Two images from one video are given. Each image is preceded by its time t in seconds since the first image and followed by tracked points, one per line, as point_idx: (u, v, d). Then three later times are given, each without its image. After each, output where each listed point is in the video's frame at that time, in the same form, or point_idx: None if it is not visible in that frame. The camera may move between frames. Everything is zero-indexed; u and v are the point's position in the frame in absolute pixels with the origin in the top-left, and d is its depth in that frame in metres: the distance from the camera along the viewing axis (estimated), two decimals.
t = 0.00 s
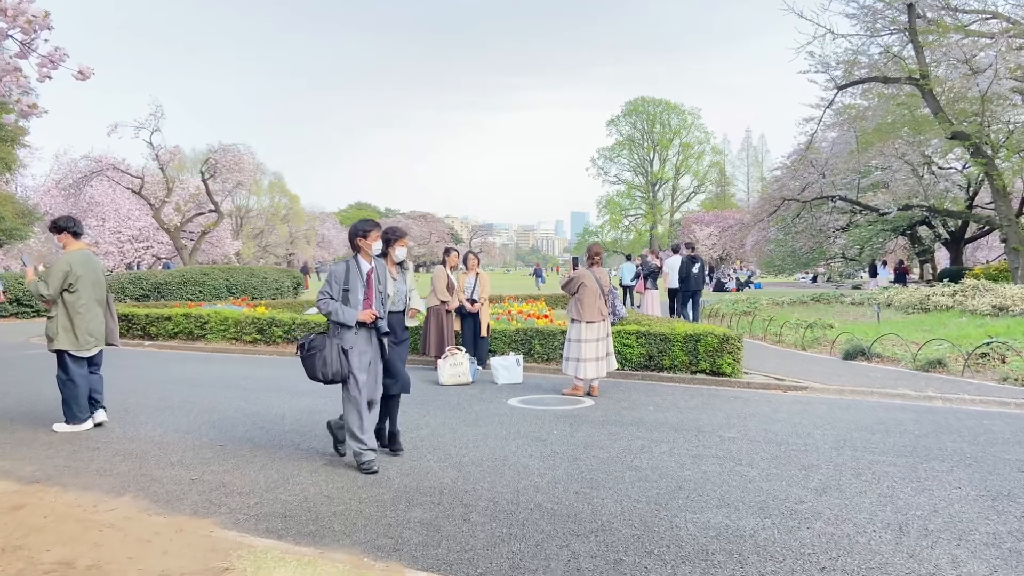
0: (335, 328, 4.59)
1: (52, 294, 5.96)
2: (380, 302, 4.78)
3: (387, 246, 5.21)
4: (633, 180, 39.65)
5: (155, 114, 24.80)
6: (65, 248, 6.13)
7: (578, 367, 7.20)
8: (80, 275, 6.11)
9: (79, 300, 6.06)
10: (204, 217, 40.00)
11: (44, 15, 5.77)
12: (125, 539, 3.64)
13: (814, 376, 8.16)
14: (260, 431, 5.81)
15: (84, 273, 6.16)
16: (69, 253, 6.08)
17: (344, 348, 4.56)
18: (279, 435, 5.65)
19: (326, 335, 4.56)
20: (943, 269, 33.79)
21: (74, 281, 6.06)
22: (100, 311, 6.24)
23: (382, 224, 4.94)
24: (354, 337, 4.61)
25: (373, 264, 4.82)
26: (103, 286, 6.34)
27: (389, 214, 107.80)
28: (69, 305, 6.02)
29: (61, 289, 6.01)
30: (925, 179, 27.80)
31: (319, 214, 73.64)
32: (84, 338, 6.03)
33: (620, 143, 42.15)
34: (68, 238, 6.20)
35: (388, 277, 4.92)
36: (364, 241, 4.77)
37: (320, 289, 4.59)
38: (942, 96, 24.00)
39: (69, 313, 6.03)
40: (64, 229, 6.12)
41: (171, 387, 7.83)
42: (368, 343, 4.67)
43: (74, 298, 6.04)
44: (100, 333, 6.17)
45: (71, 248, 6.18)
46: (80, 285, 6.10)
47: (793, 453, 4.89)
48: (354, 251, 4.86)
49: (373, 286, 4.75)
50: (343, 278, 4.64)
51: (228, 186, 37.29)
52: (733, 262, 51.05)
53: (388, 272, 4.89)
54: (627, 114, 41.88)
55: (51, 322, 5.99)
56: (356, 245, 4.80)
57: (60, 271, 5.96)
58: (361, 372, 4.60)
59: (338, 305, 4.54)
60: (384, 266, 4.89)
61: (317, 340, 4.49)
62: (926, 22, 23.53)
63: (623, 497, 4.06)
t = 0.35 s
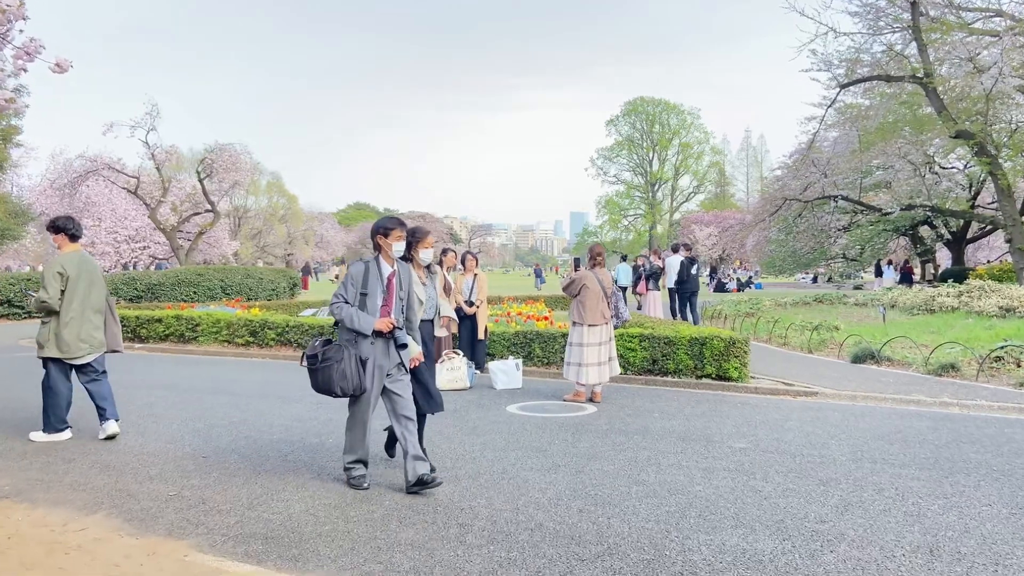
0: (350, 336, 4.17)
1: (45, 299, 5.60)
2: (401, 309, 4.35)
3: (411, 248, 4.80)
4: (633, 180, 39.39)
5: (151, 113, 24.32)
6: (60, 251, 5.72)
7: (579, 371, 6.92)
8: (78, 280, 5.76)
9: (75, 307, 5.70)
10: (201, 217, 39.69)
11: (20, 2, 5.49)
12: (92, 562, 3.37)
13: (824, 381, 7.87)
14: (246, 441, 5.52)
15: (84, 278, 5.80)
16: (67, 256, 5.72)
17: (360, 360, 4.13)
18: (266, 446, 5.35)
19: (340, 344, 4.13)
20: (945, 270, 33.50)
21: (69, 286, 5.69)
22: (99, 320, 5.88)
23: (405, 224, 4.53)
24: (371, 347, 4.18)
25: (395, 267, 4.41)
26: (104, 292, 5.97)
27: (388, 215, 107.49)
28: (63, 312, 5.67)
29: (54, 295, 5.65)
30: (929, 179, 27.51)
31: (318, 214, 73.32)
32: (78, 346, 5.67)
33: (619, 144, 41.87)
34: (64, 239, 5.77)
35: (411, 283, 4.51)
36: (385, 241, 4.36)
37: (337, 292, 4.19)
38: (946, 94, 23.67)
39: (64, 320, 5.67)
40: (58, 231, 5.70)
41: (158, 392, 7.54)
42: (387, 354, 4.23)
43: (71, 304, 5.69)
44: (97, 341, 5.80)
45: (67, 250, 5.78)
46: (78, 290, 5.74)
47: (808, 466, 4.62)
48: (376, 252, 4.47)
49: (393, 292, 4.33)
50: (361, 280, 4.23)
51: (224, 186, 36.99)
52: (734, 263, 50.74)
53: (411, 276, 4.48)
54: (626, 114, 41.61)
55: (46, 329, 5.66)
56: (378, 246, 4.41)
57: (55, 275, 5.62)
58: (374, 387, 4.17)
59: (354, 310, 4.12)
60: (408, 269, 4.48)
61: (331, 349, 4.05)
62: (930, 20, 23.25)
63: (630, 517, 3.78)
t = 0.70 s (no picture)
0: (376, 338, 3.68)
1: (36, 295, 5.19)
2: (432, 308, 3.83)
3: (442, 248, 4.22)
4: (631, 179, 39.06)
5: (144, 112, 23.97)
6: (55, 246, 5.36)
7: (578, 375, 6.62)
8: (74, 277, 5.36)
9: (69, 305, 5.28)
10: (197, 216, 39.35)
11: None
12: None
13: (832, 385, 7.57)
14: (223, 450, 5.21)
15: (81, 276, 5.42)
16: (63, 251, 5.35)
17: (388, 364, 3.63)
18: (244, 456, 5.04)
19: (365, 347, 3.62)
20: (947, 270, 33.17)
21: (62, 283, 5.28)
22: (95, 322, 5.46)
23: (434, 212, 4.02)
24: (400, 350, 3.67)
25: (424, 261, 3.89)
26: (101, 293, 5.57)
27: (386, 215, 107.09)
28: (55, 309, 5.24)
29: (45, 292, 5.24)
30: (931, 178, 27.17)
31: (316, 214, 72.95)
32: (73, 346, 5.24)
33: (618, 143, 41.56)
34: (59, 235, 5.41)
35: (442, 279, 3.99)
36: (413, 232, 3.85)
37: (359, 289, 3.70)
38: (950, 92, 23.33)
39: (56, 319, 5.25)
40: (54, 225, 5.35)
41: (137, 397, 7.22)
42: (417, 357, 3.73)
43: (67, 302, 5.28)
44: (93, 343, 5.37)
45: (62, 246, 5.41)
46: (75, 288, 5.35)
47: (823, 480, 4.32)
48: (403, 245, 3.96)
49: (423, 288, 3.82)
50: (386, 275, 3.73)
51: (219, 185, 36.64)
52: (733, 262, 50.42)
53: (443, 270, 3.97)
54: (625, 113, 41.29)
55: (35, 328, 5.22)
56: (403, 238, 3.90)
57: (48, 269, 5.23)
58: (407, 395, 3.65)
59: (379, 308, 3.63)
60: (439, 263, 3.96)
61: (355, 352, 3.57)
62: (932, 17, 22.91)
63: (632, 538, 3.47)
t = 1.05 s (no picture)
0: (413, 356, 3.25)
1: (16, 296, 4.82)
2: (471, 321, 3.44)
3: (476, 229, 3.89)
4: (630, 179, 38.77)
5: (139, 111, 23.65)
6: (42, 245, 5.00)
7: (581, 381, 6.31)
8: (58, 277, 4.98)
9: (54, 307, 4.94)
10: (193, 216, 39.03)
11: None
12: None
13: (843, 390, 7.29)
14: (204, 462, 4.92)
15: (66, 277, 5.04)
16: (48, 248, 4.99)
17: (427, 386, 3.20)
18: (226, 468, 4.75)
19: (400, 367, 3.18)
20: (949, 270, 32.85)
21: (46, 285, 4.92)
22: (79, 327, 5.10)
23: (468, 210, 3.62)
24: (441, 369, 3.25)
25: (461, 266, 3.49)
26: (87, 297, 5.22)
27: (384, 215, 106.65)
28: (36, 312, 4.88)
29: (24, 293, 4.87)
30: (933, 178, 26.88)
31: (315, 214, 72.64)
32: (52, 352, 4.86)
33: (617, 143, 41.26)
34: (44, 233, 5.05)
35: (479, 283, 3.60)
36: (450, 232, 3.44)
37: (394, 301, 3.25)
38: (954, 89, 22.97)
39: (37, 322, 4.88)
40: (42, 222, 4.99)
41: (120, 403, 6.93)
42: (458, 376, 3.31)
43: (48, 303, 4.90)
44: (74, 350, 4.99)
45: (48, 245, 5.06)
46: (59, 289, 4.97)
47: (844, 495, 4.04)
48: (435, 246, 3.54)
49: (462, 297, 3.42)
50: (425, 283, 3.29)
51: (216, 185, 36.30)
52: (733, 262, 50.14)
53: (479, 276, 3.57)
54: (624, 113, 41.00)
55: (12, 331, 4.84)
56: (436, 238, 3.48)
57: (33, 269, 4.86)
58: (451, 421, 3.23)
59: (418, 323, 3.20)
60: (475, 267, 3.57)
61: (391, 374, 3.12)
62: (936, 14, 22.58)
63: (643, 562, 3.18)
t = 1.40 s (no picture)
0: (455, 367, 2.76)
1: None
2: (525, 325, 2.91)
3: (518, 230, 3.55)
4: (629, 179, 38.41)
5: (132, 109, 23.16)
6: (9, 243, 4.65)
7: (584, 388, 6.02)
8: (25, 275, 4.64)
9: (25, 309, 4.60)
10: (189, 215, 38.66)
11: None
12: None
13: (857, 396, 7.00)
14: (185, 476, 4.61)
15: (36, 275, 4.70)
16: (13, 244, 4.63)
17: (472, 402, 2.71)
18: (209, 481, 4.45)
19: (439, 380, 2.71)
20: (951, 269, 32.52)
21: (15, 286, 4.58)
22: (53, 330, 4.77)
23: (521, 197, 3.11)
24: (487, 382, 2.74)
25: (514, 261, 2.99)
26: (60, 297, 4.89)
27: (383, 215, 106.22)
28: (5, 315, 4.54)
29: None
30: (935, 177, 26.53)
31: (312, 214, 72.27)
32: (24, 357, 4.54)
33: (616, 143, 40.92)
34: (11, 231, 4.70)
35: (533, 284, 3.09)
36: (499, 222, 2.94)
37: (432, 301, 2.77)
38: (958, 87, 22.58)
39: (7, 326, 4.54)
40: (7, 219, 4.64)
41: (103, 411, 6.62)
42: (511, 391, 2.79)
43: (17, 304, 4.57)
44: (47, 353, 4.67)
45: (15, 243, 4.71)
46: (28, 289, 4.64)
47: (871, 514, 3.76)
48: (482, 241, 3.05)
49: (514, 297, 2.90)
50: (469, 281, 2.80)
51: (211, 184, 35.91)
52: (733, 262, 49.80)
53: (534, 274, 3.06)
54: (623, 112, 40.65)
55: None
56: (484, 230, 2.99)
57: None
58: (496, 443, 2.74)
59: (461, 327, 2.70)
60: (529, 263, 3.05)
61: (427, 388, 2.64)
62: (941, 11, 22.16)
63: None
